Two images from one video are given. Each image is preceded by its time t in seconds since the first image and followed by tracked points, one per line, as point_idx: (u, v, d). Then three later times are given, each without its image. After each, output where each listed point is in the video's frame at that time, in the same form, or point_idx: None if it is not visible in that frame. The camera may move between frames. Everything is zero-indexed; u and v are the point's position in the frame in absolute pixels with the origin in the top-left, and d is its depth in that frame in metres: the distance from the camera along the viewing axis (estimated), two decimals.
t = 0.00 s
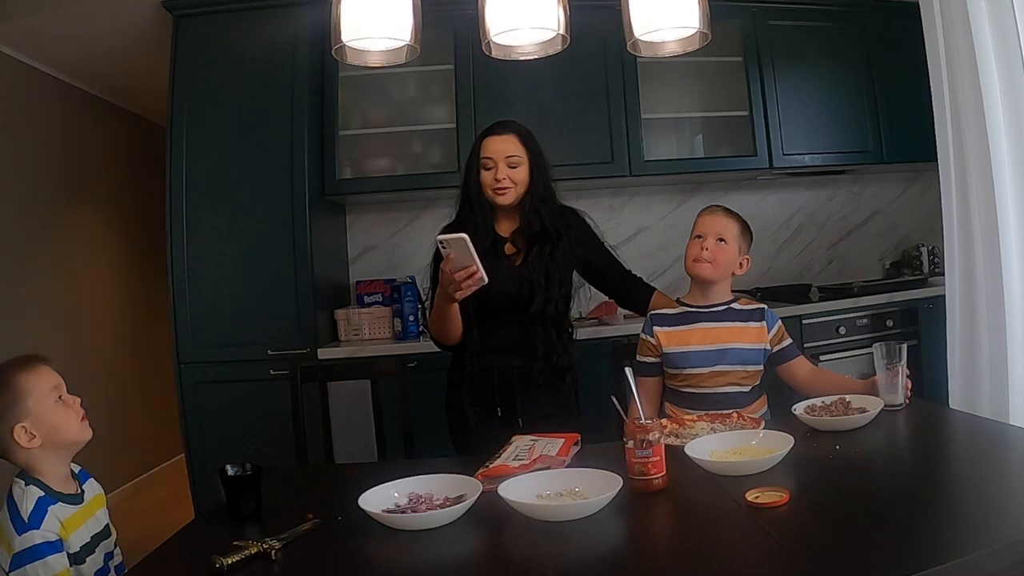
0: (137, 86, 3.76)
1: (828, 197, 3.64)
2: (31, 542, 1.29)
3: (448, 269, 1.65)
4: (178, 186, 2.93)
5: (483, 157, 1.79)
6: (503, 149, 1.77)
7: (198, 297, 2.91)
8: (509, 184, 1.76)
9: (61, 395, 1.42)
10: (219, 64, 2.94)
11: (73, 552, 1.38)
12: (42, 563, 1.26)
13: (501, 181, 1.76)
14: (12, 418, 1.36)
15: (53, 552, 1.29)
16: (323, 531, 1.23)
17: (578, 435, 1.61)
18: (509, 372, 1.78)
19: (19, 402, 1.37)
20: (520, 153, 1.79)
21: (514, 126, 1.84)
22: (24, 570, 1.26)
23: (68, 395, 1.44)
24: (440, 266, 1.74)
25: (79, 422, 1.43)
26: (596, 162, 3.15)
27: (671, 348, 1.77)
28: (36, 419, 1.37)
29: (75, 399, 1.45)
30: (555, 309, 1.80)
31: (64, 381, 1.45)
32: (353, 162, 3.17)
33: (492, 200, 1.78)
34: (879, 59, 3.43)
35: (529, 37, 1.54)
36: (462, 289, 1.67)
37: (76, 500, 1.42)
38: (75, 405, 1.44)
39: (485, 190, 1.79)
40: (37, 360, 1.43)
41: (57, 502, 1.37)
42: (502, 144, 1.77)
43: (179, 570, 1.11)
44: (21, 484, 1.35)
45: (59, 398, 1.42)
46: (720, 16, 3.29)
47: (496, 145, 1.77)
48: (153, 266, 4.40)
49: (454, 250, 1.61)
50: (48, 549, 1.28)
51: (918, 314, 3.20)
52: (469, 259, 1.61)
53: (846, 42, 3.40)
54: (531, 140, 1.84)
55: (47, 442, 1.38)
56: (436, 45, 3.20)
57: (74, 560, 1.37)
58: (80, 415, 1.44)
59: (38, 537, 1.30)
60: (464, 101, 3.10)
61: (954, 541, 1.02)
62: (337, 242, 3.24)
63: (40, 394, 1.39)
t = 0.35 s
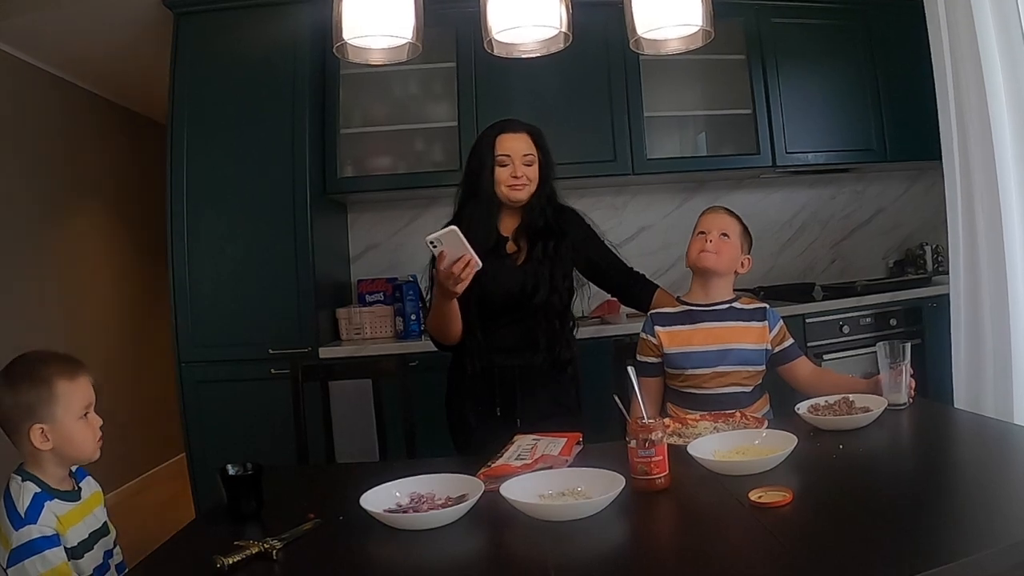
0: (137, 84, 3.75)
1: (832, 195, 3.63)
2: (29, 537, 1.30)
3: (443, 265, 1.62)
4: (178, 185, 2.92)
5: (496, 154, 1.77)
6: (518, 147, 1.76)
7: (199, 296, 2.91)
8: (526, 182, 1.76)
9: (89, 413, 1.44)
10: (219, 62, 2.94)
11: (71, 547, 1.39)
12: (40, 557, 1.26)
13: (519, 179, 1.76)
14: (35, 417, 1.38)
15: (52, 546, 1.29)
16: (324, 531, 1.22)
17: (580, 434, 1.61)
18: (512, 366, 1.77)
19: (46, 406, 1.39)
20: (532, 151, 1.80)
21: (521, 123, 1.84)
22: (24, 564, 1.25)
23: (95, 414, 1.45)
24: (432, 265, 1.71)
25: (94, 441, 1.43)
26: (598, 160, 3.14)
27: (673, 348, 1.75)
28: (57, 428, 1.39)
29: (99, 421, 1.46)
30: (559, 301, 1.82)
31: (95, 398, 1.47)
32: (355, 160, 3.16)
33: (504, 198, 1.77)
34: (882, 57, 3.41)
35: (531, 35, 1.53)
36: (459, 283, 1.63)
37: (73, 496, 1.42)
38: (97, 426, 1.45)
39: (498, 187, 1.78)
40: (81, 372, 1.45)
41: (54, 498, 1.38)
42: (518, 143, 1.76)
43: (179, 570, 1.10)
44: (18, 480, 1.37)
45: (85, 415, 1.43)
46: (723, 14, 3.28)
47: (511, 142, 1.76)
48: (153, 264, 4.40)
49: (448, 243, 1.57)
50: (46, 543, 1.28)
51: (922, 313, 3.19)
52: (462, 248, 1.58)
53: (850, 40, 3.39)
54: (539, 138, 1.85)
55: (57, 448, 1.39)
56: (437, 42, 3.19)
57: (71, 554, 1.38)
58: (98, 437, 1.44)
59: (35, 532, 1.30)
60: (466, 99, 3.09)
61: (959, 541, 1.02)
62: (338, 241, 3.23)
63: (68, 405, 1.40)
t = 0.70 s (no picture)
0: (137, 81, 3.75)
1: (835, 193, 3.62)
2: (26, 533, 1.29)
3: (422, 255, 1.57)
4: (179, 183, 2.92)
5: (510, 152, 1.77)
6: (532, 146, 1.77)
7: (201, 295, 2.90)
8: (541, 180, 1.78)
9: (83, 413, 1.45)
10: (221, 60, 2.94)
11: (69, 542, 1.39)
12: (39, 553, 1.26)
13: (535, 176, 1.77)
14: (30, 415, 1.39)
15: (49, 542, 1.29)
16: (325, 531, 1.22)
17: (583, 434, 1.59)
18: (523, 360, 1.78)
19: (40, 405, 1.40)
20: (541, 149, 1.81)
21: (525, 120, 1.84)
22: (22, 562, 1.26)
23: (89, 413, 1.46)
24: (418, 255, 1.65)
25: (87, 440, 1.44)
26: (600, 159, 3.13)
27: (675, 349, 1.74)
28: (50, 425, 1.39)
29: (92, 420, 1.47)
30: (569, 295, 1.84)
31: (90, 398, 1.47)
32: (356, 159, 3.15)
33: (516, 195, 1.77)
34: (886, 55, 3.40)
35: (534, 33, 1.53)
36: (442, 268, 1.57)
37: (67, 492, 1.42)
38: (91, 426, 1.46)
39: (513, 185, 1.77)
40: (76, 371, 1.46)
41: (49, 494, 1.37)
42: (530, 141, 1.77)
43: (179, 570, 1.10)
44: (13, 479, 1.36)
45: (79, 414, 1.43)
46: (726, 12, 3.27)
47: (524, 141, 1.77)
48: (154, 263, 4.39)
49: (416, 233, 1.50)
50: (43, 540, 1.28)
51: (925, 312, 3.18)
52: (431, 232, 1.50)
53: (854, 38, 3.38)
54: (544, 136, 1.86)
55: (51, 446, 1.39)
56: (439, 40, 3.18)
57: (69, 550, 1.38)
58: (92, 436, 1.45)
59: (32, 528, 1.30)
60: (467, 97, 3.08)
61: (963, 541, 1.01)
62: (339, 239, 3.23)
63: (63, 404, 1.41)
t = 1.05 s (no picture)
0: (138, 79, 3.74)
1: (839, 192, 3.61)
2: (21, 533, 1.29)
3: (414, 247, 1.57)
4: (179, 182, 2.92)
5: (521, 151, 1.76)
6: (541, 144, 1.77)
7: (202, 293, 2.90)
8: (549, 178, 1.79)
9: (70, 410, 1.44)
10: (222, 58, 2.93)
11: (64, 541, 1.39)
12: (35, 552, 1.26)
13: (545, 176, 1.78)
14: (16, 417, 1.39)
15: (45, 541, 1.29)
16: (326, 531, 1.21)
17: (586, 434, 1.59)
18: (527, 359, 1.77)
19: (25, 406, 1.39)
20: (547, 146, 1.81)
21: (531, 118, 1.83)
22: (18, 562, 1.26)
23: (76, 410, 1.46)
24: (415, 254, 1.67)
25: (75, 437, 1.43)
26: (603, 157, 3.13)
27: (676, 349, 1.74)
28: (36, 424, 1.39)
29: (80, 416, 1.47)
30: (573, 292, 1.83)
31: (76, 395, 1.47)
32: (358, 157, 3.15)
33: (526, 194, 1.78)
34: (889, 52, 3.39)
35: (536, 31, 1.52)
36: (437, 255, 1.57)
37: (61, 492, 1.42)
38: (79, 423, 1.45)
39: (524, 183, 1.77)
40: (60, 369, 1.45)
41: (44, 494, 1.38)
42: (539, 140, 1.77)
43: (179, 570, 1.09)
44: (6, 480, 1.36)
45: (65, 412, 1.43)
46: (730, 9, 3.26)
47: (534, 139, 1.76)
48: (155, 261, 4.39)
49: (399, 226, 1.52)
50: (39, 539, 1.28)
51: (929, 310, 3.16)
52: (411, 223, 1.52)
53: (857, 35, 3.37)
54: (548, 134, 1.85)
55: (40, 446, 1.39)
56: (441, 37, 3.17)
57: (65, 549, 1.38)
58: (80, 433, 1.45)
59: (27, 528, 1.30)
60: (470, 95, 3.08)
61: (967, 540, 1.00)
62: (341, 238, 3.22)
63: (49, 403, 1.41)
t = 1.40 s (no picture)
0: (139, 77, 3.74)
1: (842, 190, 3.60)
2: (22, 532, 1.29)
3: (417, 243, 1.56)
4: (179, 181, 2.91)
5: (522, 148, 1.76)
6: (541, 141, 1.76)
7: (203, 292, 2.90)
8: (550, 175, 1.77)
9: (67, 408, 1.44)
10: (222, 56, 2.93)
11: (66, 539, 1.38)
12: (36, 551, 1.26)
13: (545, 172, 1.76)
14: (12, 417, 1.38)
15: (46, 540, 1.28)
16: (327, 531, 1.20)
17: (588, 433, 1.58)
18: (526, 357, 1.76)
19: (22, 405, 1.39)
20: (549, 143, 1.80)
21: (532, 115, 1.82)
22: (18, 562, 1.25)
23: (73, 407, 1.45)
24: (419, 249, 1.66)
25: (73, 435, 1.43)
26: (605, 156, 3.12)
27: (679, 348, 1.73)
28: (33, 422, 1.39)
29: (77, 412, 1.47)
30: (572, 289, 1.82)
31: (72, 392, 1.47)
32: (359, 155, 3.14)
33: (526, 191, 1.77)
34: (893, 50, 3.37)
35: (538, 28, 1.51)
36: (441, 252, 1.57)
37: (61, 490, 1.41)
38: (76, 420, 1.45)
39: (524, 180, 1.76)
40: (56, 366, 1.45)
41: (44, 493, 1.37)
42: (540, 138, 1.76)
43: (179, 571, 1.09)
44: (6, 479, 1.35)
45: (62, 410, 1.43)
46: (732, 7, 3.25)
47: (534, 136, 1.75)
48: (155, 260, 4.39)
49: (407, 220, 1.51)
50: (40, 538, 1.28)
51: (933, 309, 3.15)
52: (417, 220, 1.50)
53: (860, 33, 3.35)
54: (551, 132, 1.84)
55: (38, 444, 1.39)
56: (442, 35, 3.17)
57: (66, 547, 1.38)
58: (78, 430, 1.45)
59: (29, 526, 1.30)
60: (471, 93, 3.07)
61: (971, 540, 0.99)
62: (342, 237, 3.22)
63: (45, 402, 1.41)
